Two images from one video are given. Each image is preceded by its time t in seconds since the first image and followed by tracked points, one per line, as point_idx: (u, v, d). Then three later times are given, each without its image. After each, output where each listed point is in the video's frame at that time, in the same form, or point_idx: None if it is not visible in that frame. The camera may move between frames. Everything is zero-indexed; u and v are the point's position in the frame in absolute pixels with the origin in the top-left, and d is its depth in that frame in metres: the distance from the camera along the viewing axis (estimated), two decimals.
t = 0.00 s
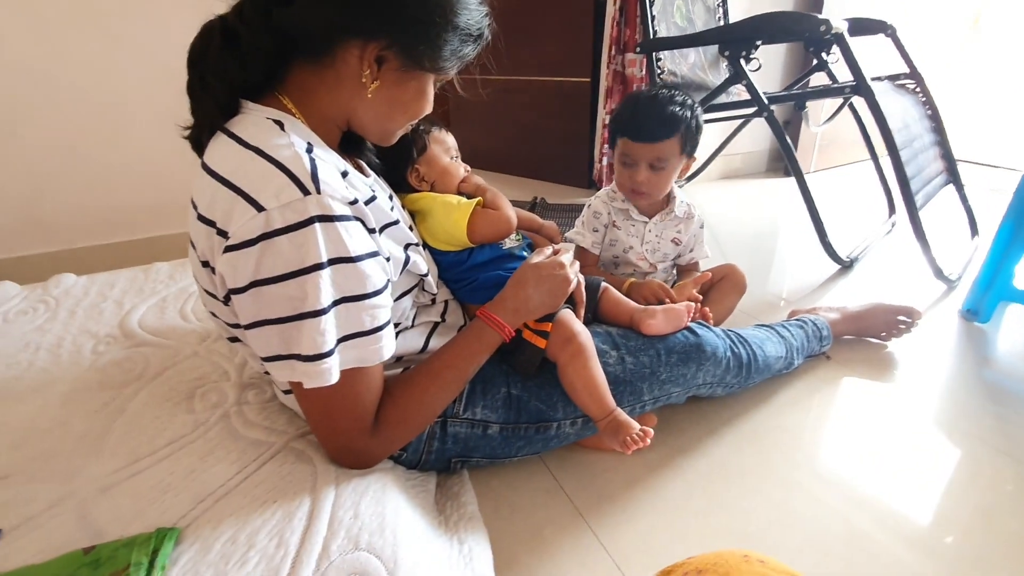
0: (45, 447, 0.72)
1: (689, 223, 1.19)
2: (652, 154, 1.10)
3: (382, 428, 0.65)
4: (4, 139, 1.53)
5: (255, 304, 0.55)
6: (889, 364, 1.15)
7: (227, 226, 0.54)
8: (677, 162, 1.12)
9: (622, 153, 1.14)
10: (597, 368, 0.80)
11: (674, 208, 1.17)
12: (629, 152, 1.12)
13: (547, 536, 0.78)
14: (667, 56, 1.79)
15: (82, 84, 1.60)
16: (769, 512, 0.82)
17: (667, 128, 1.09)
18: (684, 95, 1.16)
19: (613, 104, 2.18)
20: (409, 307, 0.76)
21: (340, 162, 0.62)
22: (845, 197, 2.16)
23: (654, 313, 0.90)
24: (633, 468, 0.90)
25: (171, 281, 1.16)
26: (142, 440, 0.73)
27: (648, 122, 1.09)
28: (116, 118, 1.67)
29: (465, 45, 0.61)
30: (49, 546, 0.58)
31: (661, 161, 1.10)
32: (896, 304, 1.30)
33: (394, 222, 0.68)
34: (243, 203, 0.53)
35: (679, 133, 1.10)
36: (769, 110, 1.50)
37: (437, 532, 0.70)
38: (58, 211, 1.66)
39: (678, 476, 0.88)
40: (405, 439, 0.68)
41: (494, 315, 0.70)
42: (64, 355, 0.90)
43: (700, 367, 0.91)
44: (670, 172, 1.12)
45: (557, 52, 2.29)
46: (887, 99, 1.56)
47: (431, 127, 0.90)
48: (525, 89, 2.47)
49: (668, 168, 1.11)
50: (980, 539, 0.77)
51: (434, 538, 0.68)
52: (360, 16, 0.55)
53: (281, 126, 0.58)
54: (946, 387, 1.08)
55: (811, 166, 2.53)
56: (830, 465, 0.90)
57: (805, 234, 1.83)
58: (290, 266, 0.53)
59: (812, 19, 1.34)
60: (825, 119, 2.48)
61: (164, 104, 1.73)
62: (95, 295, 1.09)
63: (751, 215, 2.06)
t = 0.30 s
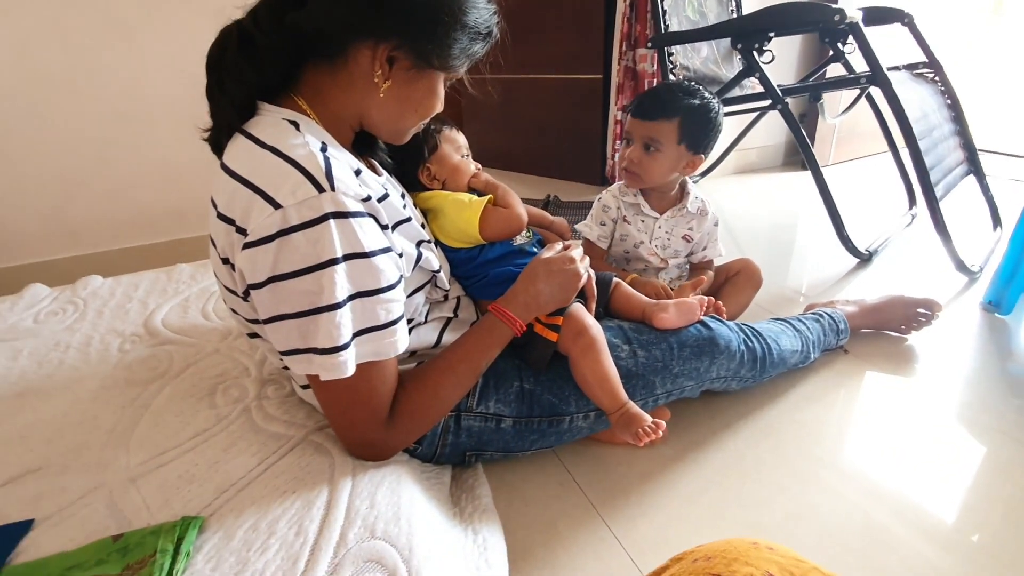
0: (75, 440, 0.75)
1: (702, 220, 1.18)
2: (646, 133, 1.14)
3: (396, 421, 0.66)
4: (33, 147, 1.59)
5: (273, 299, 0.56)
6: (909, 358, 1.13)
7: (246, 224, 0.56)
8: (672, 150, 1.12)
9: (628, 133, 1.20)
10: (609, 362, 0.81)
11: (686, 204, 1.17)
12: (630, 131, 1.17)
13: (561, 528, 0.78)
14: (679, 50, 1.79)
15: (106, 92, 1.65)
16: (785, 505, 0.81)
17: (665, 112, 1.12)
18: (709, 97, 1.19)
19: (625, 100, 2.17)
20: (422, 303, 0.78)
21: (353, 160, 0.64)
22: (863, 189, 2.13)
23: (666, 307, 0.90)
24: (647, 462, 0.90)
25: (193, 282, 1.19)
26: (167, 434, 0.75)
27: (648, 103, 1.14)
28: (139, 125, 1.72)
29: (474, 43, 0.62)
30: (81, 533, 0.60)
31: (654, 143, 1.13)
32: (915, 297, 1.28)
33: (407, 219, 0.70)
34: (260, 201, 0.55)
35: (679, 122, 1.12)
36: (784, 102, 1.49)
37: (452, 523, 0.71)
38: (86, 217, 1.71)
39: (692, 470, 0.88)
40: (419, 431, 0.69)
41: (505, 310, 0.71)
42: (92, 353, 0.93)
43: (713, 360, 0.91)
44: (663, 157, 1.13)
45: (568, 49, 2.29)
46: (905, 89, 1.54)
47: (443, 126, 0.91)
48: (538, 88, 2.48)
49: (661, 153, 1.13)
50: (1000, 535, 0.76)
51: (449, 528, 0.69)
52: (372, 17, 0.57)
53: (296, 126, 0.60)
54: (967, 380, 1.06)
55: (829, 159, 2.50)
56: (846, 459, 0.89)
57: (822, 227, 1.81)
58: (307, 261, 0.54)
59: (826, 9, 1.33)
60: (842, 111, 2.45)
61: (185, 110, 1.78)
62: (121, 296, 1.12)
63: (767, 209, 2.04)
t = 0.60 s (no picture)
0: (84, 442, 0.75)
1: (706, 214, 1.18)
2: (650, 128, 1.13)
3: (399, 421, 0.66)
4: (41, 151, 1.60)
5: (276, 300, 0.56)
6: (919, 353, 1.12)
7: (248, 224, 0.56)
8: (677, 143, 1.12)
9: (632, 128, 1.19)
10: (614, 359, 0.80)
11: (689, 199, 1.16)
12: (634, 125, 1.16)
13: (567, 527, 0.78)
14: (683, 46, 1.77)
15: (111, 96, 1.66)
16: (795, 502, 0.81)
17: (670, 107, 1.12)
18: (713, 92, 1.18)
19: (629, 96, 2.16)
20: (426, 302, 0.77)
21: (355, 160, 0.64)
22: (871, 183, 2.11)
23: (671, 303, 0.90)
24: (654, 460, 0.90)
25: (200, 283, 1.20)
26: (173, 435, 0.76)
27: (653, 98, 1.13)
28: (145, 128, 1.73)
29: (475, 39, 0.62)
30: (88, 534, 0.61)
31: (659, 136, 1.12)
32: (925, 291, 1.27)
33: (409, 218, 0.70)
34: (262, 201, 0.54)
35: (683, 116, 1.11)
36: (789, 96, 1.48)
37: (458, 522, 0.71)
38: (94, 220, 1.72)
39: (700, 467, 0.88)
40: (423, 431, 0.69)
41: (509, 308, 0.71)
42: (100, 355, 0.94)
43: (720, 357, 0.90)
44: (667, 151, 1.12)
45: (572, 46, 2.28)
46: (913, 81, 1.52)
47: (445, 124, 0.91)
48: (541, 86, 2.47)
49: (665, 147, 1.12)
50: (1013, 532, 0.75)
51: (455, 527, 0.69)
52: (372, 15, 0.56)
53: (298, 126, 0.60)
54: (979, 375, 1.05)
55: (836, 153, 2.48)
56: (855, 456, 0.88)
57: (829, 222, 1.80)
58: (309, 261, 0.54)
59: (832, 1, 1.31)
60: (849, 104, 2.43)
61: (190, 113, 1.79)
62: (129, 298, 1.13)
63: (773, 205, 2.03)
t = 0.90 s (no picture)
0: (93, 443, 0.75)
1: (713, 213, 1.17)
2: (657, 127, 1.12)
3: (428, 415, 0.66)
4: (49, 153, 1.61)
5: (284, 299, 0.56)
6: (932, 352, 1.11)
7: (255, 223, 0.55)
8: (684, 143, 1.11)
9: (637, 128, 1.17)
10: (623, 360, 0.80)
11: (696, 198, 1.15)
12: (641, 125, 1.15)
13: (577, 529, 0.78)
14: (690, 43, 1.76)
15: (118, 97, 1.66)
16: (807, 504, 0.80)
17: (678, 106, 1.11)
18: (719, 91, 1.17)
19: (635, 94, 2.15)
20: (432, 302, 0.77)
21: (362, 158, 0.63)
22: (881, 180, 2.09)
23: (681, 304, 0.90)
24: (664, 461, 0.89)
25: (207, 284, 1.20)
26: (182, 436, 0.75)
27: (660, 97, 1.12)
28: (151, 129, 1.73)
29: (484, 34, 0.61)
30: (97, 537, 0.61)
31: (666, 136, 1.11)
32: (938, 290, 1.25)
33: (416, 217, 0.69)
34: (269, 200, 0.54)
35: (691, 115, 1.10)
36: (798, 93, 1.46)
37: (467, 525, 0.70)
38: (103, 221, 1.73)
39: (710, 469, 0.87)
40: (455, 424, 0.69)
41: (528, 296, 0.70)
42: (109, 356, 0.94)
43: (730, 358, 0.89)
44: (675, 151, 1.11)
45: (578, 44, 2.27)
46: (923, 77, 1.50)
47: (456, 122, 0.90)
48: (547, 84, 2.46)
49: (673, 146, 1.11)
50: None
51: (465, 530, 0.69)
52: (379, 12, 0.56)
53: (304, 124, 0.59)
54: (994, 374, 1.04)
55: (845, 150, 2.46)
56: (868, 458, 0.87)
57: (839, 220, 1.78)
58: (317, 260, 0.54)
59: None
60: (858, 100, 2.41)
61: (196, 113, 1.79)
62: (137, 299, 1.13)
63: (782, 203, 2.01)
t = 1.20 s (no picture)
0: (102, 442, 0.75)
1: (724, 212, 1.16)
2: (669, 127, 1.11)
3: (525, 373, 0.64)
4: (57, 152, 1.61)
5: (329, 300, 0.53)
6: (943, 353, 1.10)
7: (285, 226, 0.53)
8: (696, 143, 1.10)
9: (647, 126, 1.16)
10: (634, 361, 0.79)
11: (706, 197, 1.15)
12: (652, 124, 1.14)
13: (586, 529, 0.77)
14: (697, 41, 1.75)
15: (126, 97, 1.66)
16: (816, 505, 0.79)
17: (690, 106, 1.09)
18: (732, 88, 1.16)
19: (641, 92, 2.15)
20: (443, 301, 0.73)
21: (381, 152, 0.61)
22: (889, 179, 2.08)
23: (692, 306, 0.89)
24: (673, 462, 0.88)
25: (214, 282, 1.20)
26: (191, 436, 0.75)
27: (672, 97, 1.11)
28: (158, 128, 1.73)
29: (506, 44, 0.60)
30: (105, 535, 0.60)
31: (677, 136, 1.10)
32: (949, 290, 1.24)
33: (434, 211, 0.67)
34: (300, 204, 0.52)
35: (703, 116, 1.09)
36: (807, 91, 1.45)
37: (476, 525, 0.70)
38: (109, 220, 1.74)
39: (719, 470, 0.86)
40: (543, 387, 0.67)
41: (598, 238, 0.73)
42: (117, 355, 0.94)
43: (741, 361, 0.88)
44: (686, 151, 1.10)
45: (583, 42, 2.26)
46: (934, 75, 1.49)
47: (466, 121, 0.89)
48: (553, 82, 2.45)
49: (684, 147, 1.10)
50: None
51: (474, 531, 0.68)
52: (403, 14, 0.55)
53: (320, 122, 0.58)
54: (1006, 375, 1.02)
55: (853, 148, 2.44)
56: (879, 459, 0.86)
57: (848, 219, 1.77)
58: (365, 253, 0.52)
59: None
60: (867, 98, 2.39)
61: (203, 112, 1.79)
62: (145, 298, 1.13)
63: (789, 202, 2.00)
